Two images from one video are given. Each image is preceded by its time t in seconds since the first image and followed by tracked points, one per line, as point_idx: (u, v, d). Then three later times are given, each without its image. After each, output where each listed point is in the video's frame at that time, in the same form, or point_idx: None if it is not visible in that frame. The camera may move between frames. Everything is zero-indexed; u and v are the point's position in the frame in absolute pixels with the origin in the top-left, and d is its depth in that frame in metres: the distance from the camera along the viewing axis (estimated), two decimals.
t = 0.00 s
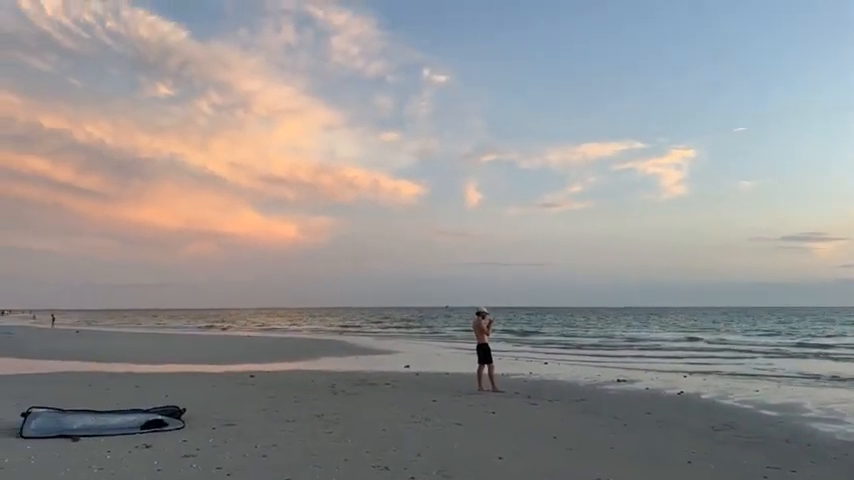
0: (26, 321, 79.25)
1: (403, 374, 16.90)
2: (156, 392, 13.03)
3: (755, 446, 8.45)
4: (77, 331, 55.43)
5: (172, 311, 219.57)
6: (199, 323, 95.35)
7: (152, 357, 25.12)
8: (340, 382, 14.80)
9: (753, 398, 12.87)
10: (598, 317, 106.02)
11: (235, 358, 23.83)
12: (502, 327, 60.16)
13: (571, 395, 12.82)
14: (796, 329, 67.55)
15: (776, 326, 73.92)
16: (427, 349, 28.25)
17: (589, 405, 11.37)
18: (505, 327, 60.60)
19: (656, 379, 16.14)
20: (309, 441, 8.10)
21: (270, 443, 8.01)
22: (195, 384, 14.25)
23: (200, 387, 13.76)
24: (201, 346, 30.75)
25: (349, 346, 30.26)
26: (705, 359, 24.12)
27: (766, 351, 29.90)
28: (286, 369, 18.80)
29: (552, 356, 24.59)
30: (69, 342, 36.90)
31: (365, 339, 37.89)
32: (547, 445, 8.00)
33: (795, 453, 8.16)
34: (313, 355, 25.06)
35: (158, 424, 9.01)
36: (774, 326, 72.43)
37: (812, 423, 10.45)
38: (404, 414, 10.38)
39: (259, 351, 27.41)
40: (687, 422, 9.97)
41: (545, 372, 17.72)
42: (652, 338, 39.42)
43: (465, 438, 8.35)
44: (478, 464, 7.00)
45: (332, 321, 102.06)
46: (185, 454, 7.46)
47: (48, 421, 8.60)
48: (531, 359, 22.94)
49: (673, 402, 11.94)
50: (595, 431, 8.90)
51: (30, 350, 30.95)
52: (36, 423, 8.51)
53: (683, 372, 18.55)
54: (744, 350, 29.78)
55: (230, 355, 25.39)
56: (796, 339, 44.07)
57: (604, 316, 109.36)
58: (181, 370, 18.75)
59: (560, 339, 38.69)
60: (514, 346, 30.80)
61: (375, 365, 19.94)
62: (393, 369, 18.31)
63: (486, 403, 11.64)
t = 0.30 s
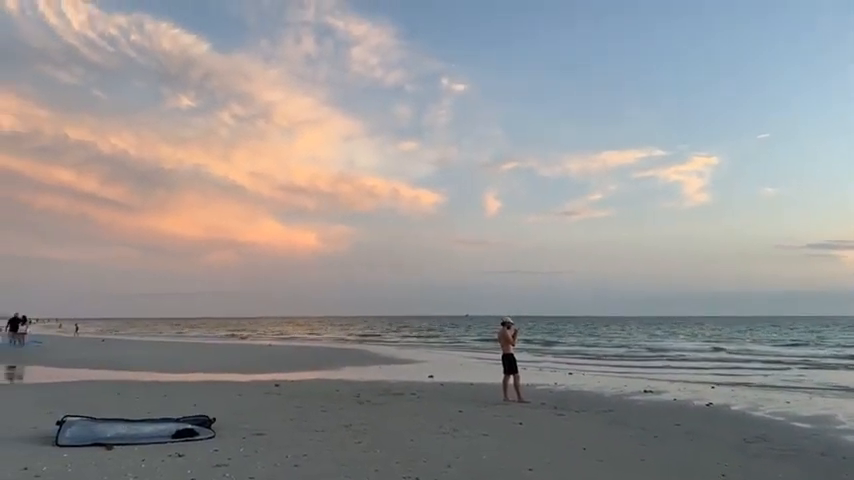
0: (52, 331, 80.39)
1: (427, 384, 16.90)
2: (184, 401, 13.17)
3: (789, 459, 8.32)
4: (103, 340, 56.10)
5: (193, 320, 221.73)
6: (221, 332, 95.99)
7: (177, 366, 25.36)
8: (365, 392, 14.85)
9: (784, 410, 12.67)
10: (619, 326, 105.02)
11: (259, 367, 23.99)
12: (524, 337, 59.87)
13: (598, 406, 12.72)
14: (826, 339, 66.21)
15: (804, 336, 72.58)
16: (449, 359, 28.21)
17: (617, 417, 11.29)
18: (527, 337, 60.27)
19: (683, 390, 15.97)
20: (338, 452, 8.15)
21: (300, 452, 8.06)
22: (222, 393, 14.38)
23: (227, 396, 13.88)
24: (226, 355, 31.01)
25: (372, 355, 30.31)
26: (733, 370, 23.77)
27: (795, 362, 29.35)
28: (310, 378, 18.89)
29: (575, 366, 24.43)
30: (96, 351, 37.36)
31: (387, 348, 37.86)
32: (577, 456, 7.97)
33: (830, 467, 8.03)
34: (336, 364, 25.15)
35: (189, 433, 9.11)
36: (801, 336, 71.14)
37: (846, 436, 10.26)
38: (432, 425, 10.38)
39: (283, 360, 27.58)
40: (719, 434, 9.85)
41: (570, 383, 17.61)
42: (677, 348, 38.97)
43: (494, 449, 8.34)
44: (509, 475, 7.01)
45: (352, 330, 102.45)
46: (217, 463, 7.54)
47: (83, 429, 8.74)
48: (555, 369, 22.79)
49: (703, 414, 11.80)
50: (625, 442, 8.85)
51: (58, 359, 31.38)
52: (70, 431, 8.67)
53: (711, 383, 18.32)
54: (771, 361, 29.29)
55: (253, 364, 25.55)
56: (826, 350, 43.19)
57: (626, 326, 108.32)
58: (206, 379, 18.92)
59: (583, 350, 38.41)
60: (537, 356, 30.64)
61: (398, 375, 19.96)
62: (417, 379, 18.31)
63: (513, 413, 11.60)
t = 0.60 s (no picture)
0: (77, 337, 81.51)
1: (451, 391, 16.86)
2: (210, 407, 13.29)
3: (823, 468, 8.18)
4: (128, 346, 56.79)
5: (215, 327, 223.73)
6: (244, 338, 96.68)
7: (202, 372, 25.59)
8: (389, 399, 14.85)
9: (815, 418, 12.43)
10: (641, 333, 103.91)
11: (282, 373, 24.08)
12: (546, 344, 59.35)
13: (624, 413, 12.60)
14: None
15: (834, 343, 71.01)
16: (472, 366, 28.10)
17: (644, 424, 11.18)
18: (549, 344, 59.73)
19: (710, 398, 15.74)
20: (366, 458, 8.17)
21: (327, 459, 8.10)
22: (247, 399, 14.47)
23: (252, 402, 13.97)
24: (249, 361, 31.22)
25: (393, 362, 30.31)
26: (761, 378, 23.35)
27: (825, 369, 28.75)
28: (334, 384, 18.96)
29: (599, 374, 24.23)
30: (121, 357, 37.79)
31: (408, 355, 37.82)
32: (606, 464, 7.90)
33: None
34: (359, 371, 25.19)
35: (218, 439, 9.19)
36: (829, 343, 69.90)
37: None
38: (457, 432, 10.36)
39: (305, 366, 27.69)
40: (748, 443, 9.71)
41: (594, 390, 17.45)
42: (701, 355, 38.49)
43: (521, 456, 8.32)
44: None
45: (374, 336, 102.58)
46: (246, 468, 7.60)
47: (113, 434, 8.86)
48: (579, 376, 22.58)
49: (732, 422, 11.63)
50: (653, 450, 8.76)
51: (84, 365, 31.82)
52: (101, 436, 8.79)
53: (739, 391, 18.03)
54: (800, 369, 28.73)
55: (276, 370, 25.69)
56: None
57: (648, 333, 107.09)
58: (231, 385, 19.06)
59: (606, 357, 38.01)
60: (560, 364, 30.41)
61: (421, 382, 19.92)
62: (440, 386, 18.25)
63: (538, 420, 11.54)
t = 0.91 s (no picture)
0: (100, 341, 82.53)
1: (473, 394, 16.78)
2: (234, 409, 13.35)
3: None
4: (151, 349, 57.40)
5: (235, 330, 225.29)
6: (264, 342, 97.21)
7: (223, 375, 25.77)
8: (411, 402, 14.81)
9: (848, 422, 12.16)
10: (664, 338, 102.71)
11: (303, 376, 24.14)
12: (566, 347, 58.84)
13: (651, 417, 12.43)
14: None
15: None
16: (493, 369, 27.97)
17: (672, 428, 11.01)
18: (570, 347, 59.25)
19: (738, 402, 15.49)
20: (393, 461, 8.13)
21: (354, 461, 8.07)
22: (271, 402, 14.53)
23: (275, 405, 14.01)
24: (270, 364, 31.37)
25: (413, 365, 30.27)
26: (788, 382, 22.93)
27: None
28: (355, 387, 18.96)
29: (621, 377, 24.01)
30: (143, 360, 38.21)
31: (428, 358, 37.72)
32: (637, 469, 7.78)
33: None
34: (379, 374, 25.18)
35: (244, 441, 9.22)
36: None
37: None
38: (483, 435, 10.29)
39: (326, 369, 27.74)
40: (781, 447, 9.52)
41: (618, 394, 17.27)
42: (724, 359, 38.01)
43: (550, 460, 8.23)
44: None
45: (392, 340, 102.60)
46: (274, 471, 7.59)
47: (141, 436, 8.92)
48: (601, 380, 22.36)
49: (762, 426, 11.43)
50: (683, 455, 8.62)
51: (108, 368, 32.18)
52: (129, 438, 8.85)
53: (766, 395, 17.73)
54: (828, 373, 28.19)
55: (297, 373, 25.79)
56: None
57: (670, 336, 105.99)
58: (254, 388, 19.15)
59: (628, 360, 37.58)
60: (582, 367, 30.13)
61: (442, 385, 19.85)
62: (462, 389, 18.17)
63: (564, 424, 11.43)
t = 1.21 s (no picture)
0: (120, 343, 83.40)
1: (494, 397, 16.64)
2: (257, 412, 13.35)
3: None
4: (171, 351, 57.91)
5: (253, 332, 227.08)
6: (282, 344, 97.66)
7: (244, 376, 25.89)
8: (433, 404, 14.72)
9: None
10: (685, 340, 101.44)
11: (322, 378, 24.11)
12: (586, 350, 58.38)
13: (677, 421, 12.24)
14: None
15: None
16: (513, 372, 27.76)
17: (699, 433, 10.82)
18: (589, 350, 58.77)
19: (765, 406, 15.19)
20: (418, 465, 8.05)
21: (379, 465, 8.00)
22: (292, 404, 14.52)
23: (296, 407, 14.00)
24: (289, 366, 31.41)
25: (433, 367, 30.14)
26: (814, 385, 22.50)
27: None
28: (376, 389, 18.92)
29: (643, 380, 23.74)
30: (164, 362, 38.54)
31: (446, 360, 37.59)
32: (667, 474, 7.63)
33: None
34: (399, 376, 25.10)
35: (268, 444, 9.19)
36: None
37: None
38: (507, 439, 10.18)
39: (345, 371, 27.71)
40: (813, 452, 9.31)
41: (642, 397, 17.06)
42: (746, 362, 37.51)
43: (577, 465, 8.11)
44: None
45: (410, 342, 102.78)
46: (299, 474, 7.55)
47: (166, 438, 8.92)
48: (623, 383, 22.12)
49: (792, 430, 11.19)
50: (713, 460, 8.46)
51: (130, 370, 32.49)
52: (154, 440, 8.85)
53: (794, 399, 17.40)
54: None
55: (317, 375, 25.82)
56: None
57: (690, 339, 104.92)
58: (274, 390, 19.15)
59: (649, 363, 37.19)
60: (603, 371, 29.79)
61: (463, 388, 19.74)
62: (483, 392, 18.03)
63: (589, 428, 11.28)
